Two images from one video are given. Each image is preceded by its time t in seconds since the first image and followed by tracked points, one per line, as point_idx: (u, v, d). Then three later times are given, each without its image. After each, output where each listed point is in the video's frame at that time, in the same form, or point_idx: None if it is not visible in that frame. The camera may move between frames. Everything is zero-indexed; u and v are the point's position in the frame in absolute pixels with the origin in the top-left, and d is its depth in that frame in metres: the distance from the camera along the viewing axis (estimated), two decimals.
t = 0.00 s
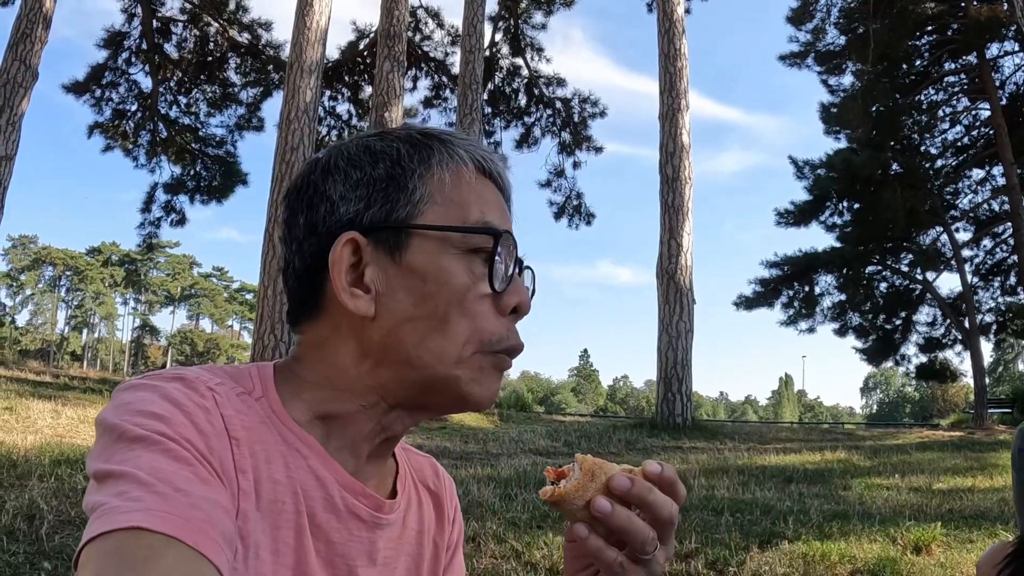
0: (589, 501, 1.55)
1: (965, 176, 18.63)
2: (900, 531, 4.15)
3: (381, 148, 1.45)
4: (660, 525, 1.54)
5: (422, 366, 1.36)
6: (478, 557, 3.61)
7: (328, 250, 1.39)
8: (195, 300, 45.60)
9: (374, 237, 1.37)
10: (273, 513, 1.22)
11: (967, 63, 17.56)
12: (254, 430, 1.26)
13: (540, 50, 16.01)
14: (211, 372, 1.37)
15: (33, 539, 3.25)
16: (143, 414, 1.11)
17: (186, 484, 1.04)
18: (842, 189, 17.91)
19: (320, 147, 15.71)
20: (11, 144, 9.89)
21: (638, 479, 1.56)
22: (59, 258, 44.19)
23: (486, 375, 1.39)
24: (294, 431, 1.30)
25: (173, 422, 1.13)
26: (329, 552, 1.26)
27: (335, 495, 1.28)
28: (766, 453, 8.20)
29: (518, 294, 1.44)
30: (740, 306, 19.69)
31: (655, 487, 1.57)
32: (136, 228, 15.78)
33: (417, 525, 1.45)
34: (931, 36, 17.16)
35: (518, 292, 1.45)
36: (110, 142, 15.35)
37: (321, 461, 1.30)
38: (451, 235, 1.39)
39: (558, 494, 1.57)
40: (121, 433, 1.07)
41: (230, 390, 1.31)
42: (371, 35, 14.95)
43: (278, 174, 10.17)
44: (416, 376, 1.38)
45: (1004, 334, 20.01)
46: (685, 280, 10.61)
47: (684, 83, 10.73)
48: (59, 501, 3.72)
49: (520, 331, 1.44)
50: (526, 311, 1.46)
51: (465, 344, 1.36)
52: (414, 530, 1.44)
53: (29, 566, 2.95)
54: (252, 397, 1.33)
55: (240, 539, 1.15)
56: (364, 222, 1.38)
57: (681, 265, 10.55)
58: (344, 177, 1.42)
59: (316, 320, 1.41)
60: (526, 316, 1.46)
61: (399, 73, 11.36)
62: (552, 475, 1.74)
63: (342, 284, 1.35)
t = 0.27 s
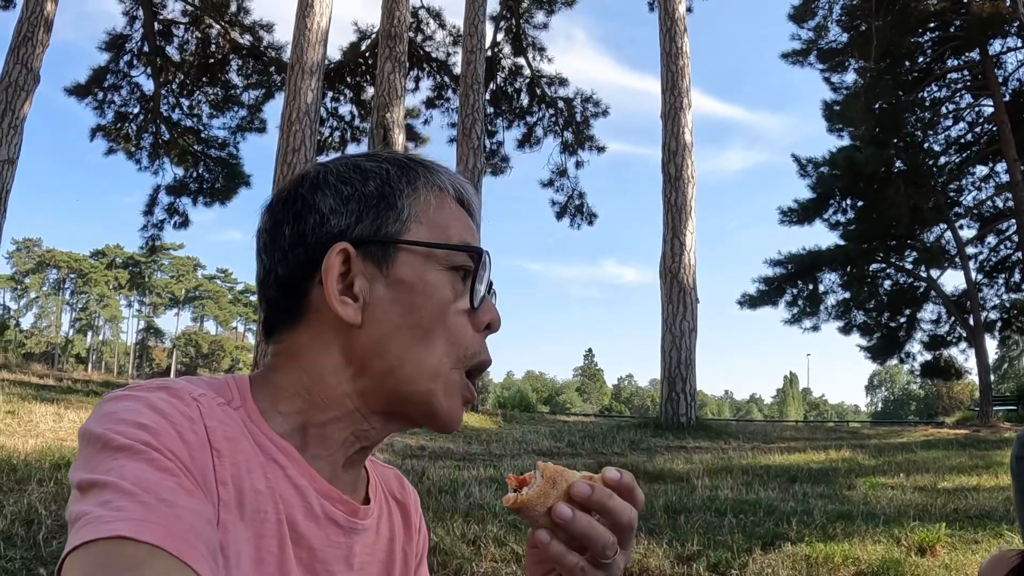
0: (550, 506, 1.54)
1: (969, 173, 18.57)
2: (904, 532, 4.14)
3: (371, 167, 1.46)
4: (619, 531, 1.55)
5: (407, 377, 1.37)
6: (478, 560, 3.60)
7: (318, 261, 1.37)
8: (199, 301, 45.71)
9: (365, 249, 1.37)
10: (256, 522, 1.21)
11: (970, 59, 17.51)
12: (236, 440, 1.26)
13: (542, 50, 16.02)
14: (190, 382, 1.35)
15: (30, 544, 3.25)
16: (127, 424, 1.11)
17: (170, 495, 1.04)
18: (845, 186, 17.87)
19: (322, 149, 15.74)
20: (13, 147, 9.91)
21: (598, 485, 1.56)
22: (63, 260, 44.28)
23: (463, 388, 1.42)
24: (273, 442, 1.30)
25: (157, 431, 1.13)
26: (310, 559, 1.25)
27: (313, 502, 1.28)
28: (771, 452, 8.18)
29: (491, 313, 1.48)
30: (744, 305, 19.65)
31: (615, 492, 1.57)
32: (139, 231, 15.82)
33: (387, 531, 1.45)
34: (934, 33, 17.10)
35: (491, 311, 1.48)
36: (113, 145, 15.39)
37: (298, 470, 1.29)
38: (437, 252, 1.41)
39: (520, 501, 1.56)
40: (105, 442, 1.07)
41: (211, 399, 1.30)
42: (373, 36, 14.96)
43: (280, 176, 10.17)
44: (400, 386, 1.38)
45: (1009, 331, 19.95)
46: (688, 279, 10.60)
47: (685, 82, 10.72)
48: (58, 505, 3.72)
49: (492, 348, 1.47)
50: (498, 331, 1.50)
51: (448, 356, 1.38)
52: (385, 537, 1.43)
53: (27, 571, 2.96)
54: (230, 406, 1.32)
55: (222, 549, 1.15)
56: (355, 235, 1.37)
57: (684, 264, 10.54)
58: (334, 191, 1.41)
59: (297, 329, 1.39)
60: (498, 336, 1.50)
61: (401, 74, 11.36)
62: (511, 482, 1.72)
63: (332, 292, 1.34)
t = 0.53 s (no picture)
0: (534, 535, 1.53)
1: (972, 170, 18.52)
2: (911, 534, 4.12)
3: (355, 186, 1.45)
4: (604, 559, 1.53)
5: (392, 394, 1.36)
6: (481, 565, 3.59)
7: (302, 281, 1.37)
8: (202, 304, 45.75)
9: (347, 268, 1.36)
10: (251, 539, 1.20)
11: (971, 56, 17.47)
12: (230, 457, 1.25)
13: (543, 50, 16.02)
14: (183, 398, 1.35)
15: (29, 553, 3.25)
16: (125, 438, 1.11)
17: (165, 513, 1.04)
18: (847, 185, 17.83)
19: (325, 151, 15.75)
20: (14, 152, 9.92)
21: (584, 513, 1.56)
22: (66, 264, 44.35)
23: (451, 406, 1.40)
24: (265, 458, 1.29)
25: (154, 446, 1.13)
26: None
27: (306, 518, 1.27)
28: (776, 452, 8.16)
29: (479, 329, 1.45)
30: (747, 304, 19.61)
31: (599, 520, 1.57)
32: (141, 234, 15.84)
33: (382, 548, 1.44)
34: (935, 30, 16.99)
35: (481, 326, 1.46)
36: (114, 149, 15.42)
37: (291, 488, 1.28)
38: (421, 268, 1.40)
39: (503, 529, 1.54)
40: (101, 457, 1.07)
41: (205, 415, 1.29)
42: (374, 37, 14.97)
43: (282, 178, 10.18)
44: (385, 404, 1.37)
45: (1013, 328, 19.89)
46: (691, 279, 10.58)
47: (687, 81, 10.70)
48: (57, 513, 3.72)
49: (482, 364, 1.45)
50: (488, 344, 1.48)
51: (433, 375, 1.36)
52: (378, 553, 1.42)
53: None
54: (224, 420, 1.32)
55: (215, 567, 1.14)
56: (338, 254, 1.37)
57: (687, 264, 10.53)
58: (317, 210, 1.40)
59: (284, 349, 1.39)
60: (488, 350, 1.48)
61: (402, 75, 11.36)
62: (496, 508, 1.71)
63: (316, 312, 1.34)
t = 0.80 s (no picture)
0: (558, 548, 1.52)
1: (974, 170, 18.50)
2: (916, 535, 4.11)
3: (369, 197, 1.45)
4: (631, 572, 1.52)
5: (407, 410, 1.35)
6: (486, 570, 3.58)
7: (314, 295, 1.37)
8: (204, 308, 45.81)
9: (360, 282, 1.36)
10: (264, 557, 1.20)
11: (972, 56, 17.46)
12: (246, 475, 1.25)
13: (544, 53, 16.03)
14: (200, 413, 1.36)
15: (36, 560, 3.25)
16: (138, 457, 1.12)
17: (175, 535, 1.04)
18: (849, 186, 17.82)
19: (326, 155, 15.77)
20: (16, 157, 9.96)
21: (607, 525, 1.55)
22: (68, 268, 44.40)
23: (469, 421, 1.38)
24: (281, 473, 1.30)
25: (168, 465, 1.13)
26: None
27: (323, 535, 1.27)
28: (779, 453, 8.15)
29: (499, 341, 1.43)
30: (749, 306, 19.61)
31: (623, 532, 1.56)
32: (144, 239, 15.86)
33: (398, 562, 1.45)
34: (936, 31, 17.03)
35: (499, 337, 1.45)
36: (116, 154, 15.45)
37: (307, 505, 1.28)
38: (436, 281, 1.39)
39: (528, 542, 1.54)
40: (114, 476, 1.08)
41: (221, 430, 1.30)
42: (375, 41, 14.99)
43: (284, 183, 10.19)
44: (401, 420, 1.36)
45: (1016, 328, 19.87)
46: (693, 281, 10.57)
47: (688, 83, 10.70)
48: (63, 519, 3.72)
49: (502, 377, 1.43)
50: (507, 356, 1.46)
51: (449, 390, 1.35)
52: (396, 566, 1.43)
53: None
54: (241, 436, 1.32)
55: None
56: (351, 267, 1.37)
57: (690, 266, 10.52)
58: (330, 222, 1.41)
59: (300, 362, 1.40)
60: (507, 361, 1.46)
61: (403, 79, 11.38)
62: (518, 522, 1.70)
63: (329, 327, 1.34)
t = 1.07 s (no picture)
0: (587, 530, 1.56)
1: (976, 169, 18.49)
2: (917, 531, 4.11)
3: (379, 172, 1.46)
4: (660, 554, 1.54)
5: (424, 389, 1.36)
6: (491, 565, 3.60)
7: (327, 277, 1.38)
8: (207, 311, 45.87)
9: (372, 261, 1.37)
10: (267, 539, 1.21)
11: (974, 55, 17.45)
12: (251, 456, 1.26)
13: (546, 54, 16.05)
14: (212, 394, 1.38)
15: (43, 556, 3.27)
16: (140, 437, 1.12)
17: (172, 517, 1.04)
18: (851, 185, 17.81)
19: (328, 157, 15.81)
20: (19, 160, 9.99)
21: (637, 508, 1.57)
22: (71, 271, 44.49)
23: (489, 398, 1.38)
24: (291, 453, 1.30)
25: (169, 446, 1.14)
26: None
27: (332, 518, 1.27)
28: (781, 452, 8.16)
29: (517, 316, 1.43)
30: (752, 305, 19.60)
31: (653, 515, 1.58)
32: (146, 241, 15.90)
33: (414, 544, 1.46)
34: (937, 30, 17.06)
35: (518, 314, 1.44)
36: (118, 156, 15.49)
37: (315, 486, 1.29)
38: (450, 257, 1.39)
39: (557, 522, 1.59)
40: (114, 457, 1.08)
41: (230, 411, 1.31)
42: (377, 43, 15.02)
43: (286, 184, 10.21)
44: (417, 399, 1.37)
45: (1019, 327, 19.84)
46: (696, 280, 10.57)
47: (690, 82, 10.70)
48: (69, 516, 3.74)
49: (521, 354, 1.43)
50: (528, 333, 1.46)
51: (467, 368, 1.36)
52: (411, 551, 1.44)
53: None
54: (250, 416, 1.33)
55: (228, 569, 1.15)
56: (362, 246, 1.38)
57: (692, 266, 10.52)
58: (341, 201, 1.42)
59: (314, 344, 1.41)
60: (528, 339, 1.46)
61: (405, 80, 11.39)
62: (547, 501, 1.75)
63: (342, 308, 1.35)
